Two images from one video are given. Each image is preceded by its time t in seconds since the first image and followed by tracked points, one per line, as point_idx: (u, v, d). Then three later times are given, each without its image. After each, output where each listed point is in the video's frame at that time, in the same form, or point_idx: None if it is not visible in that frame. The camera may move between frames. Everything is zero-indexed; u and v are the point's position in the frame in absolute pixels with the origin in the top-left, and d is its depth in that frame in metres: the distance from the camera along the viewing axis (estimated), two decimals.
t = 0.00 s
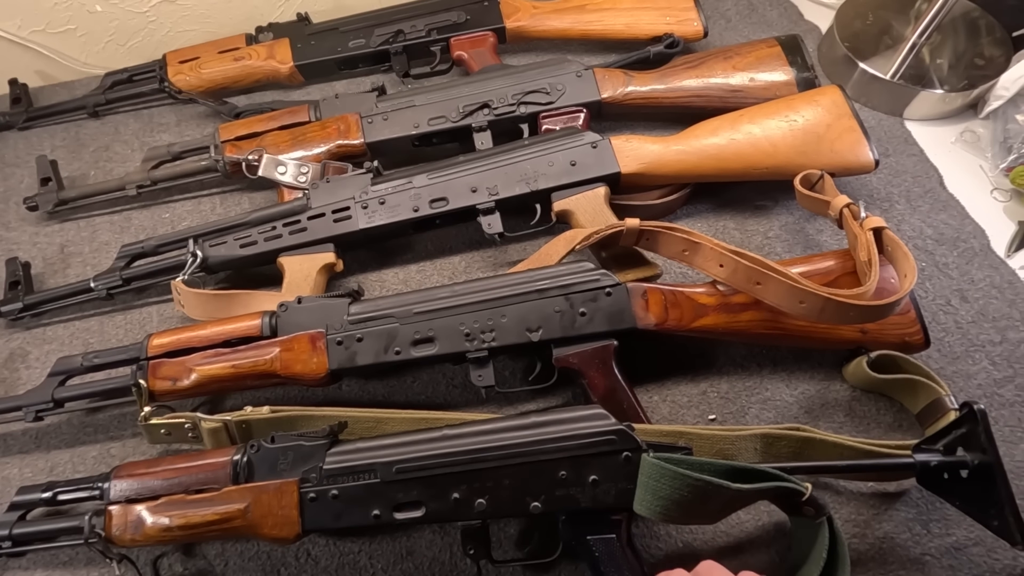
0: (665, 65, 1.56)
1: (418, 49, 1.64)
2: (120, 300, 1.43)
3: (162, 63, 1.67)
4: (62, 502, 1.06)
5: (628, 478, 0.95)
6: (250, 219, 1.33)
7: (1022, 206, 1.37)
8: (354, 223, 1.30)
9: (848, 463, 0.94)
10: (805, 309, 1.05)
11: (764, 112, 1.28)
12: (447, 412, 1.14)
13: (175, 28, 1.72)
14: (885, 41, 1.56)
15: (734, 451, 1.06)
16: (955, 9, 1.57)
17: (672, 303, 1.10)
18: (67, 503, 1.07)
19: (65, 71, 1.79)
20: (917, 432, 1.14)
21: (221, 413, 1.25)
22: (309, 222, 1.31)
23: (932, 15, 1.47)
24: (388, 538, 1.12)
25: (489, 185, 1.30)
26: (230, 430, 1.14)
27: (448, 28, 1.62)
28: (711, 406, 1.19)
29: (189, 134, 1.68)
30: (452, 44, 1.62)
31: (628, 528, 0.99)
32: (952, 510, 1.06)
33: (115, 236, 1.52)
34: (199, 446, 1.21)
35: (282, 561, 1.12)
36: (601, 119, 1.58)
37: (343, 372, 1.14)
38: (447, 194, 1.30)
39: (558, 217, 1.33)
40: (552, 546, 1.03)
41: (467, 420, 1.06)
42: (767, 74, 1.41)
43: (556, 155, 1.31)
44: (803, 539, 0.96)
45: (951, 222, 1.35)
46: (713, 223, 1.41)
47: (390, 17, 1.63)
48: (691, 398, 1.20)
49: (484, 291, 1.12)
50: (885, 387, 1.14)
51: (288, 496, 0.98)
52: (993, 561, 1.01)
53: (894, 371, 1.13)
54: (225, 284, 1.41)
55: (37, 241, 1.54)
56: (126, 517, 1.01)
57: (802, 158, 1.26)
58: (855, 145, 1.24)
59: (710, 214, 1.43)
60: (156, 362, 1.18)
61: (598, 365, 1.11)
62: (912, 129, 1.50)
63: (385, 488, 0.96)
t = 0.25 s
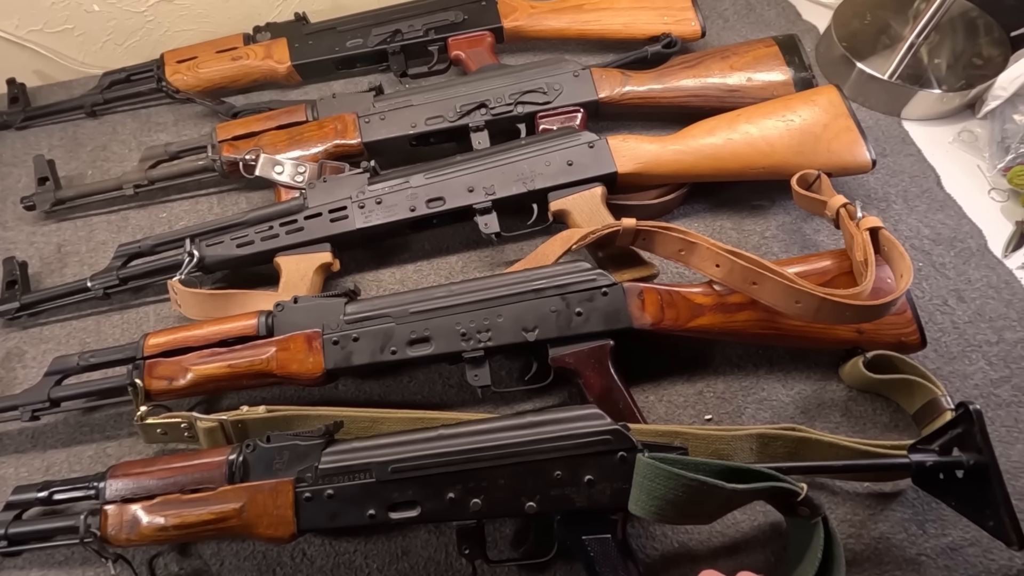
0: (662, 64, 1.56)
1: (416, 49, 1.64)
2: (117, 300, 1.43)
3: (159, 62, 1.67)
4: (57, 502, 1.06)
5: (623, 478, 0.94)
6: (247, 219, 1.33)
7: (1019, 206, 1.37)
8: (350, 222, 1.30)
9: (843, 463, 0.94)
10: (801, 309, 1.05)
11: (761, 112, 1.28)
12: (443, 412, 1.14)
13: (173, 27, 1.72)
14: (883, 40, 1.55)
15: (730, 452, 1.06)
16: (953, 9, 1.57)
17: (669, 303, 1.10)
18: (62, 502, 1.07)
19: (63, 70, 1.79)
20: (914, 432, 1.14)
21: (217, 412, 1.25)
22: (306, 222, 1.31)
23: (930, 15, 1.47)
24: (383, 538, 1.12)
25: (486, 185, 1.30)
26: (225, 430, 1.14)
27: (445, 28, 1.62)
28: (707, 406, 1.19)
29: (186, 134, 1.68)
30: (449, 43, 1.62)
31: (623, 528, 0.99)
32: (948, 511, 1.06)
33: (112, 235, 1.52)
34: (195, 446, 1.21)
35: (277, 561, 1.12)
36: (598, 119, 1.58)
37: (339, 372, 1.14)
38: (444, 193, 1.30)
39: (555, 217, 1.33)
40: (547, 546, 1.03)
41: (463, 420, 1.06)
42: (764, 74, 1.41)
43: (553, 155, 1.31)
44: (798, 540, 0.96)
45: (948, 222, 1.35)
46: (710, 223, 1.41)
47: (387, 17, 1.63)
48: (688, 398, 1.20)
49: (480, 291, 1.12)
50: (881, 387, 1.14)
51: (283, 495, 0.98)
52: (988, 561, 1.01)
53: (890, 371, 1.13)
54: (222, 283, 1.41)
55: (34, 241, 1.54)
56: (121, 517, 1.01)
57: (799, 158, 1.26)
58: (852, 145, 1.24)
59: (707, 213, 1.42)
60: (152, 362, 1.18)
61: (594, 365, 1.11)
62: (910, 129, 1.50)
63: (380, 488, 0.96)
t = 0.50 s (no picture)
0: (660, 63, 1.56)
1: (414, 48, 1.64)
2: (115, 298, 1.43)
3: (158, 61, 1.67)
4: (54, 500, 1.06)
5: (619, 476, 0.94)
6: (244, 217, 1.33)
7: (1017, 204, 1.36)
8: (348, 221, 1.30)
9: (840, 461, 0.93)
10: (798, 307, 1.05)
11: (759, 110, 1.28)
12: (439, 410, 1.14)
13: (171, 26, 1.72)
14: (881, 39, 1.55)
15: (726, 450, 1.06)
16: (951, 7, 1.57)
17: (666, 301, 1.10)
18: (59, 500, 1.07)
19: (62, 69, 1.79)
20: (911, 430, 1.13)
21: (214, 411, 1.25)
22: (303, 220, 1.31)
23: (927, 14, 1.46)
24: (380, 536, 1.12)
25: (483, 183, 1.30)
26: (222, 428, 1.14)
27: (443, 26, 1.62)
28: (704, 405, 1.19)
29: (184, 133, 1.68)
30: (447, 42, 1.62)
31: (620, 525, 0.99)
32: (945, 509, 1.05)
33: (110, 234, 1.52)
34: (192, 444, 1.21)
35: (274, 559, 1.12)
36: (596, 117, 1.58)
37: (336, 370, 1.14)
38: (442, 192, 1.30)
39: (552, 215, 1.32)
40: (543, 544, 1.03)
41: (459, 418, 1.06)
42: (762, 72, 1.41)
43: (550, 154, 1.31)
44: (794, 538, 0.96)
45: (946, 220, 1.35)
46: (708, 221, 1.41)
47: (385, 15, 1.63)
48: (685, 396, 1.20)
49: (477, 289, 1.12)
50: (878, 385, 1.14)
51: (279, 493, 0.98)
52: (986, 560, 1.01)
53: (888, 370, 1.13)
54: (219, 282, 1.41)
55: (32, 239, 1.54)
56: (118, 515, 1.01)
57: (797, 156, 1.26)
58: (849, 143, 1.24)
59: (705, 212, 1.42)
60: (149, 360, 1.18)
61: (591, 363, 1.11)
62: (908, 127, 1.50)
63: (376, 486, 0.96)
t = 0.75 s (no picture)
0: (663, 63, 1.56)
1: (417, 47, 1.64)
2: (118, 298, 1.43)
3: (161, 61, 1.67)
4: (58, 499, 1.06)
5: (624, 476, 0.94)
6: (247, 217, 1.33)
7: (1021, 204, 1.36)
8: (351, 221, 1.30)
9: (845, 461, 0.93)
10: (802, 306, 1.04)
11: (762, 110, 1.28)
12: (443, 410, 1.14)
13: (174, 26, 1.72)
14: (884, 38, 1.56)
15: (731, 450, 1.06)
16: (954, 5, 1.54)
17: (670, 301, 1.10)
18: (63, 500, 1.07)
19: (64, 69, 1.79)
20: (915, 430, 1.13)
21: (217, 410, 1.25)
22: (306, 220, 1.31)
23: (932, 12, 1.45)
24: (383, 536, 1.12)
25: (487, 183, 1.30)
26: (226, 428, 1.13)
27: (446, 26, 1.62)
28: (708, 405, 1.19)
29: (187, 132, 1.68)
30: (450, 42, 1.62)
31: (624, 525, 0.99)
32: (950, 509, 1.05)
33: (113, 234, 1.52)
34: (195, 444, 1.21)
35: (278, 559, 1.12)
36: (599, 117, 1.58)
37: (339, 370, 1.14)
38: (445, 191, 1.30)
39: (556, 215, 1.32)
40: (548, 544, 1.03)
41: (464, 418, 1.06)
42: (765, 72, 1.41)
43: (553, 153, 1.31)
44: (799, 538, 0.96)
45: (950, 220, 1.35)
46: (712, 221, 1.41)
47: (388, 15, 1.63)
48: (689, 396, 1.20)
49: (481, 288, 1.12)
50: (883, 385, 1.13)
51: (284, 493, 0.98)
52: (991, 559, 1.01)
53: (892, 369, 1.13)
54: (223, 281, 1.41)
55: (35, 239, 1.54)
56: (122, 515, 1.00)
57: (801, 156, 1.26)
58: (853, 142, 1.24)
59: (709, 212, 1.42)
60: (153, 359, 1.18)
61: (595, 363, 1.11)
62: (912, 127, 1.50)
63: (381, 485, 0.96)
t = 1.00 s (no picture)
0: (664, 63, 1.56)
1: (418, 47, 1.65)
2: (120, 297, 1.43)
3: (163, 61, 1.68)
4: (61, 497, 1.07)
5: (626, 475, 0.95)
6: (249, 217, 1.33)
7: (1021, 204, 1.37)
8: (353, 220, 1.30)
9: (845, 459, 0.94)
10: (803, 306, 1.05)
11: (763, 110, 1.28)
12: (445, 409, 1.14)
13: (176, 26, 1.73)
14: (884, 39, 1.56)
15: (732, 449, 1.06)
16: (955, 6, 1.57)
17: (670, 300, 1.10)
18: (66, 498, 1.08)
19: (67, 69, 1.80)
20: (916, 429, 1.14)
21: (220, 409, 1.25)
22: (308, 220, 1.31)
23: (932, 13, 1.45)
24: (385, 534, 1.12)
25: (488, 182, 1.30)
26: (229, 427, 1.14)
27: (447, 26, 1.62)
28: (709, 404, 1.19)
29: (189, 132, 1.69)
30: (451, 42, 1.62)
31: (626, 524, 1.00)
32: (950, 507, 1.06)
33: (115, 233, 1.53)
34: (198, 442, 1.22)
35: (280, 557, 1.12)
36: (599, 117, 1.58)
37: (341, 369, 1.15)
38: (447, 191, 1.30)
39: (557, 215, 1.33)
40: (549, 542, 1.03)
41: (465, 416, 1.06)
42: (766, 72, 1.41)
43: (555, 153, 1.32)
44: (800, 536, 0.96)
45: (950, 220, 1.35)
46: (712, 221, 1.41)
47: (390, 15, 1.63)
48: (689, 395, 1.21)
49: (482, 288, 1.12)
50: (883, 384, 1.14)
51: (286, 491, 0.98)
52: (990, 558, 1.01)
53: (892, 368, 1.13)
54: (225, 281, 1.41)
55: (38, 239, 1.55)
56: (125, 513, 1.01)
57: (801, 156, 1.26)
58: (854, 143, 1.24)
59: (709, 211, 1.43)
60: (155, 359, 1.18)
61: (596, 362, 1.11)
62: (912, 127, 1.50)
63: (383, 484, 0.97)
